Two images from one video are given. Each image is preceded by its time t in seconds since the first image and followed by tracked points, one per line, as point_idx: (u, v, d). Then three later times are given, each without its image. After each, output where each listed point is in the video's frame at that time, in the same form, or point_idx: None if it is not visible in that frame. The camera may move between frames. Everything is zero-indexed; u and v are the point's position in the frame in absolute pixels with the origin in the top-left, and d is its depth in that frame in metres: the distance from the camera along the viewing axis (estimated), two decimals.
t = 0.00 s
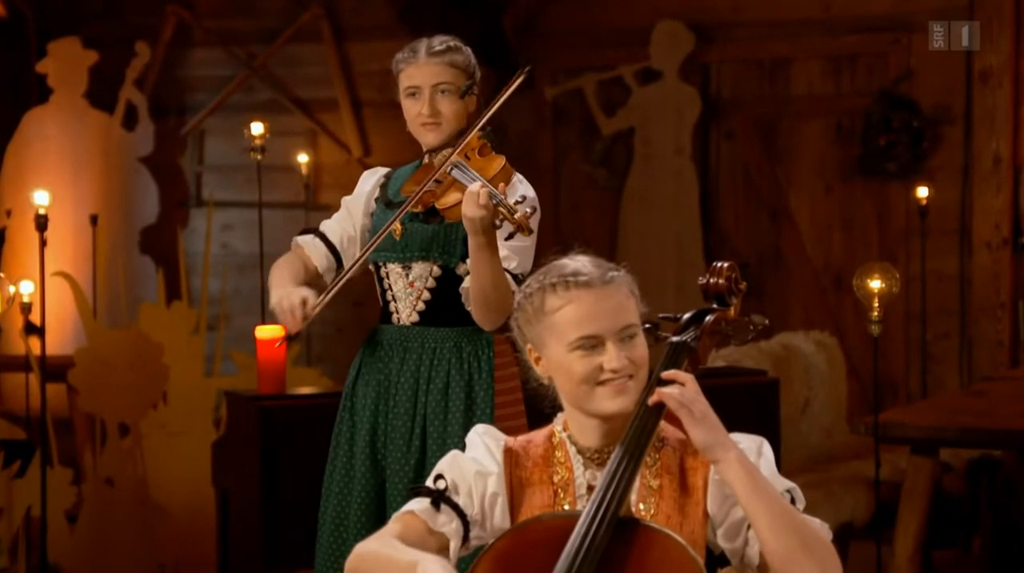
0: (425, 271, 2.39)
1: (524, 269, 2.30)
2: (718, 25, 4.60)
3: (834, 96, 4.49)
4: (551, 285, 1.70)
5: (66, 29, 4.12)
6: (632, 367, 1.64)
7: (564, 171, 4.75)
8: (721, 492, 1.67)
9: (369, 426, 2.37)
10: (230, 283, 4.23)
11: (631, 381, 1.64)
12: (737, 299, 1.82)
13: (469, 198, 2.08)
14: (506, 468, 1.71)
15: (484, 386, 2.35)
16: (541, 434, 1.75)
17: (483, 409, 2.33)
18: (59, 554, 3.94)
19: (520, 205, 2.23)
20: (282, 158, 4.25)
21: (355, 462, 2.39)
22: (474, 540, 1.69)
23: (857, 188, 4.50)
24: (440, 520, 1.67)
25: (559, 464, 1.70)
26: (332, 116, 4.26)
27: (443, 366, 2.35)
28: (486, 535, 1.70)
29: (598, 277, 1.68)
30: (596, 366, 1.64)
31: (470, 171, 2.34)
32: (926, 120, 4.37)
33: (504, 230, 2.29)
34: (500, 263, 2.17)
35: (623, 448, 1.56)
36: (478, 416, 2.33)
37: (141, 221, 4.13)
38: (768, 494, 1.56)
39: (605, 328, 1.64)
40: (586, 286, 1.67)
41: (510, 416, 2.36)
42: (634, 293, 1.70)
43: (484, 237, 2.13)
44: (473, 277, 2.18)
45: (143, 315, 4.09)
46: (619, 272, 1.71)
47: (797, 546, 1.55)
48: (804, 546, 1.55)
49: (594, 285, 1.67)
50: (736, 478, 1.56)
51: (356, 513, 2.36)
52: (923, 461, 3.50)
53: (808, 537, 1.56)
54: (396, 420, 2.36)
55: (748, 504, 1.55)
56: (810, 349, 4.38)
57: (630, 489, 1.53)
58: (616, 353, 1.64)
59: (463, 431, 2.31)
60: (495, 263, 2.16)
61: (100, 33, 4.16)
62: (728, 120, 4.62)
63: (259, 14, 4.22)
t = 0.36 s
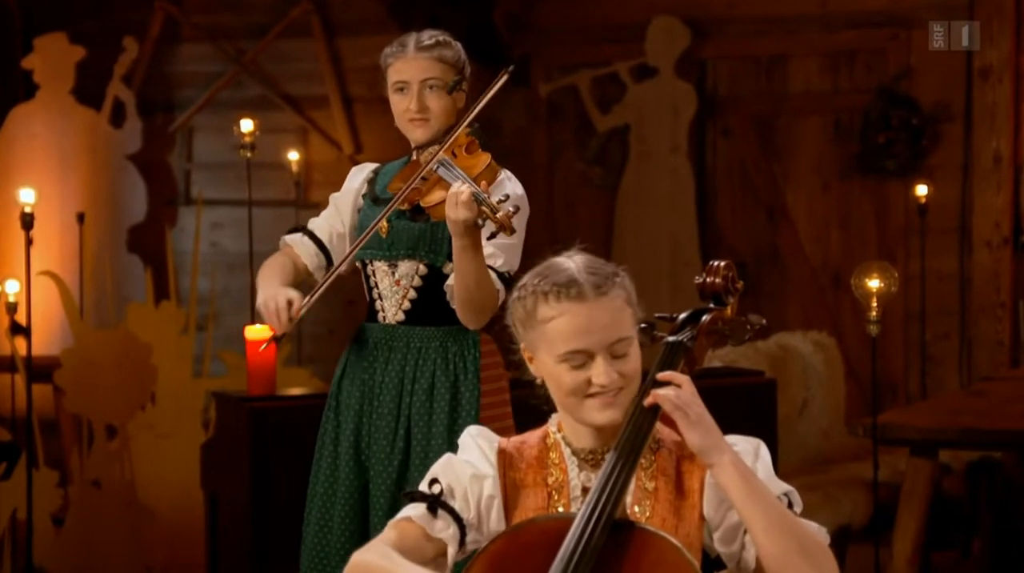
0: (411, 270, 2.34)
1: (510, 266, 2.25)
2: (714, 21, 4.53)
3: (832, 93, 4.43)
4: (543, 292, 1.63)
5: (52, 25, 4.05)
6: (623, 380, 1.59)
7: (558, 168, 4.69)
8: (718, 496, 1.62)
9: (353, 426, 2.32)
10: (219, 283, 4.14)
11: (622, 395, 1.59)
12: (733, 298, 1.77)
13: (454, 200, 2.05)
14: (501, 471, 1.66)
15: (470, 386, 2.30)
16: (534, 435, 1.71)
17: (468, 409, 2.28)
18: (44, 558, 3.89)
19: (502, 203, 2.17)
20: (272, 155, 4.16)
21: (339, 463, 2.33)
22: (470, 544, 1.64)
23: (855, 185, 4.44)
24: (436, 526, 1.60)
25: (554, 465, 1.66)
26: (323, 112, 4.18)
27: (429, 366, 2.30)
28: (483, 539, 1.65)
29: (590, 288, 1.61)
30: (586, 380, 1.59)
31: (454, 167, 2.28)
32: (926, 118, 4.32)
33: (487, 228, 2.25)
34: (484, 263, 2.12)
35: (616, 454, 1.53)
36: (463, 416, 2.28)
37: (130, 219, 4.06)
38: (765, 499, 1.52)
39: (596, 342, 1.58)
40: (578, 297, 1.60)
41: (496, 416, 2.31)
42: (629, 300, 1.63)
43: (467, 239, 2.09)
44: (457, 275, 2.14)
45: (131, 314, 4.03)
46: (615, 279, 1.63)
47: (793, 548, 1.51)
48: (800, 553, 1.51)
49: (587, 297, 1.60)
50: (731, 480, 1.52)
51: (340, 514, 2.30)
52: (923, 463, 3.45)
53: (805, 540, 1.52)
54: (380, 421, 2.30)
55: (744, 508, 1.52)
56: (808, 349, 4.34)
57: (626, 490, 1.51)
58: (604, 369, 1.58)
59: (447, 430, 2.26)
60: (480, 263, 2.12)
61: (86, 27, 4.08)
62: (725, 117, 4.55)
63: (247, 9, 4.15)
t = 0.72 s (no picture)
0: (395, 264, 2.27)
1: (495, 263, 2.18)
2: (709, 10, 4.46)
3: (828, 82, 4.37)
4: (527, 298, 1.58)
5: (35, 12, 3.97)
6: (607, 386, 1.56)
7: (550, 160, 4.64)
8: (710, 491, 1.59)
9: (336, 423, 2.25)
10: (205, 275, 4.09)
11: (607, 400, 1.56)
12: (724, 290, 1.72)
13: (436, 201, 1.99)
14: (496, 469, 1.64)
15: (457, 382, 2.25)
16: (526, 430, 1.69)
17: (455, 406, 2.24)
18: (26, 554, 3.83)
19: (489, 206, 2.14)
20: (259, 145, 4.09)
21: (320, 461, 2.27)
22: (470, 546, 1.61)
23: (851, 176, 4.37)
24: (439, 530, 1.58)
25: (545, 461, 1.65)
26: (311, 101, 4.11)
27: (414, 362, 2.24)
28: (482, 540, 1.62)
29: (574, 296, 1.56)
30: (570, 388, 1.56)
31: (437, 163, 2.26)
32: (922, 107, 4.26)
33: (471, 231, 2.17)
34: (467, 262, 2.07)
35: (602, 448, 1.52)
36: (450, 413, 2.23)
37: (115, 210, 3.99)
38: (756, 495, 1.49)
39: (579, 353, 1.54)
40: (561, 307, 1.55)
41: (482, 410, 2.27)
42: (614, 304, 1.58)
43: (450, 237, 2.04)
44: (440, 275, 2.08)
45: (115, 306, 3.96)
46: (600, 282, 1.58)
47: (782, 545, 1.49)
48: (792, 550, 1.49)
49: (570, 306, 1.55)
50: (721, 476, 1.50)
51: (322, 512, 2.24)
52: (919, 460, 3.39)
53: (797, 537, 1.49)
54: (365, 418, 2.24)
55: (735, 505, 1.49)
56: (803, 343, 4.24)
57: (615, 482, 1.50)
58: (589, 378, 1.54)
59: (434, 428, 2.21)
60: (463, 263, 2.06)
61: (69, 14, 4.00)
62: (719, 107, 4.49)
63: None
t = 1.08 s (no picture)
0: (385, 249, 2.22)
1: (492, 247, 2.18)
2: None
3: (830, 64, 4.30)
4: (519, 295, 1.54)
5: None
6: (599, 383, 1.54)
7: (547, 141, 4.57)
8: (710, 478, 1.57)
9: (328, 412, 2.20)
10: (196, 260, 4.02)
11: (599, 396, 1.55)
12: (723, 274, 1.71)
13: (448, 178, 1.99)
14: (489, 456, 1.62)
15: (451, 369, 2.20)
16: (522, 417, 1.67)
17: (451, 393, 2.19)
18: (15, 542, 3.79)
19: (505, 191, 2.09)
20: (250, 129, 4.03)
21: (312, 451, 2.22)
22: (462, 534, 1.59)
23: (852, 160, 4.31)
24: (430, 519, 1.55)
25: (541, 448, 1.62)
26: (303, 84, 4.04)
27: (408, 347, 2.19)
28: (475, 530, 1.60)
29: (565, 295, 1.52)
30: (562, 385, 1.54)
31: (439, 143, 2.18)
32: (926, 90, 4.17)
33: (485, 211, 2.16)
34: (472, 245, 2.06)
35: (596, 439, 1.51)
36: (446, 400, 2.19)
37: (104, 194, 3.94)
38: (755, 482, 1.48)
39: (570, 354, 1.51)
40: (551, 308, 1.52)
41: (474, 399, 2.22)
42: (607, 301, 1.54)
43: (460, 219, 2.03)
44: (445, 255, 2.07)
45: (104, 292, 3.89)
46: (593, 279, 1.54)
47: (782, 531, 1.47)
48: (791, 537, 1.48)
49: (560, 308, 1.51)
50: (720, 461, 1.49)
51: (316, 505, 2.18)
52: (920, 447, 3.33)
53: (796, 522, 1.48)
54: (358, 406, 2.19)
55: (733, 492, 1.48)
56: (804, 330, 4.19)
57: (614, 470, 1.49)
58: (580, 378, 1.52)
59: (431, 415, 2.17)
60: (468, 246, 2.05)
61: None
62: (717, 90, 4.45)
63: None
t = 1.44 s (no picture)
0: (376, 236, 2.30)
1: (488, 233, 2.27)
2: None
3: (829, 52, 4.24)
4: (505, 296, 1.63)
5: None
6: (578, 387, 1.64)
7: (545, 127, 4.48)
8: (709, 470, 1.66)
9: (320, 399, 2.27)
10: (187, 249, 3.97)
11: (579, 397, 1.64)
12: (723, 264, 1.89)
13: (461, 158, 2.10)
14: (481, 445, 1.73)
15: (444, 357, 2.29)
16: (517, 409, 1.78)
17: (444, 382, 2.28)
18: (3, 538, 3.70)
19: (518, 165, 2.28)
20: (242, 116, 3.97)
21: (302, 439, 2.30)
22: (445, 521, 1.70)
23: (853, 148, 4.25)
24: (412, 502, 1.66)
25: (537, 439, 1.73)
26: (295, 71, 3.99)
27: (400, 336, 2.27)
28: (458, 517, 1.72)
29: (547, 306, 1.59)
30: (543, 385, 1.63)
31: (435, 124, 2.32)
32: (928, 76, 4.13)
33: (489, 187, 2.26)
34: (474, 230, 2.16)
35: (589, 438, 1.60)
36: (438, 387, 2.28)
37: (93, 183, 3.84)
38: (754, 469, 1.56)
39: (549, 362, 1.60)
40: (530, 317, 1.60)
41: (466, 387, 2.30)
42: (590, 312, 1.61)
43: (467, 201, 2.13)
44: (448, 237, 2.16)
45: (93, 282, 3.83)
46: (579, 290, 1.61)
47: (785, 517, 1.55)
48: (794, 522, 1.55)
49: (540, 318, 1.59)
50: (721, 450, 1.57)
51: (307, 491, 2.27)
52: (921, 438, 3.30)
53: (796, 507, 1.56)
54: (351, 395, 2.27)
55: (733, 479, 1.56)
56: (804, 320, 4.14)
57: (611, 462, 1.57)
58: (557, 384, 1.62)
59: (424, 403, 2.25)
60: (472, 230, 2.15)
61: None
62: (717, 78, 4.38)
63: None
